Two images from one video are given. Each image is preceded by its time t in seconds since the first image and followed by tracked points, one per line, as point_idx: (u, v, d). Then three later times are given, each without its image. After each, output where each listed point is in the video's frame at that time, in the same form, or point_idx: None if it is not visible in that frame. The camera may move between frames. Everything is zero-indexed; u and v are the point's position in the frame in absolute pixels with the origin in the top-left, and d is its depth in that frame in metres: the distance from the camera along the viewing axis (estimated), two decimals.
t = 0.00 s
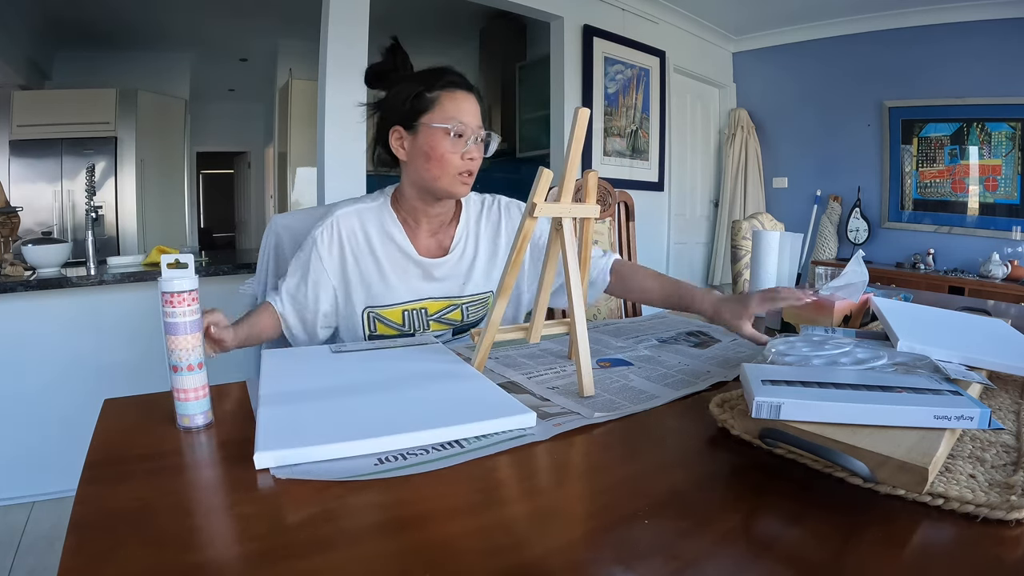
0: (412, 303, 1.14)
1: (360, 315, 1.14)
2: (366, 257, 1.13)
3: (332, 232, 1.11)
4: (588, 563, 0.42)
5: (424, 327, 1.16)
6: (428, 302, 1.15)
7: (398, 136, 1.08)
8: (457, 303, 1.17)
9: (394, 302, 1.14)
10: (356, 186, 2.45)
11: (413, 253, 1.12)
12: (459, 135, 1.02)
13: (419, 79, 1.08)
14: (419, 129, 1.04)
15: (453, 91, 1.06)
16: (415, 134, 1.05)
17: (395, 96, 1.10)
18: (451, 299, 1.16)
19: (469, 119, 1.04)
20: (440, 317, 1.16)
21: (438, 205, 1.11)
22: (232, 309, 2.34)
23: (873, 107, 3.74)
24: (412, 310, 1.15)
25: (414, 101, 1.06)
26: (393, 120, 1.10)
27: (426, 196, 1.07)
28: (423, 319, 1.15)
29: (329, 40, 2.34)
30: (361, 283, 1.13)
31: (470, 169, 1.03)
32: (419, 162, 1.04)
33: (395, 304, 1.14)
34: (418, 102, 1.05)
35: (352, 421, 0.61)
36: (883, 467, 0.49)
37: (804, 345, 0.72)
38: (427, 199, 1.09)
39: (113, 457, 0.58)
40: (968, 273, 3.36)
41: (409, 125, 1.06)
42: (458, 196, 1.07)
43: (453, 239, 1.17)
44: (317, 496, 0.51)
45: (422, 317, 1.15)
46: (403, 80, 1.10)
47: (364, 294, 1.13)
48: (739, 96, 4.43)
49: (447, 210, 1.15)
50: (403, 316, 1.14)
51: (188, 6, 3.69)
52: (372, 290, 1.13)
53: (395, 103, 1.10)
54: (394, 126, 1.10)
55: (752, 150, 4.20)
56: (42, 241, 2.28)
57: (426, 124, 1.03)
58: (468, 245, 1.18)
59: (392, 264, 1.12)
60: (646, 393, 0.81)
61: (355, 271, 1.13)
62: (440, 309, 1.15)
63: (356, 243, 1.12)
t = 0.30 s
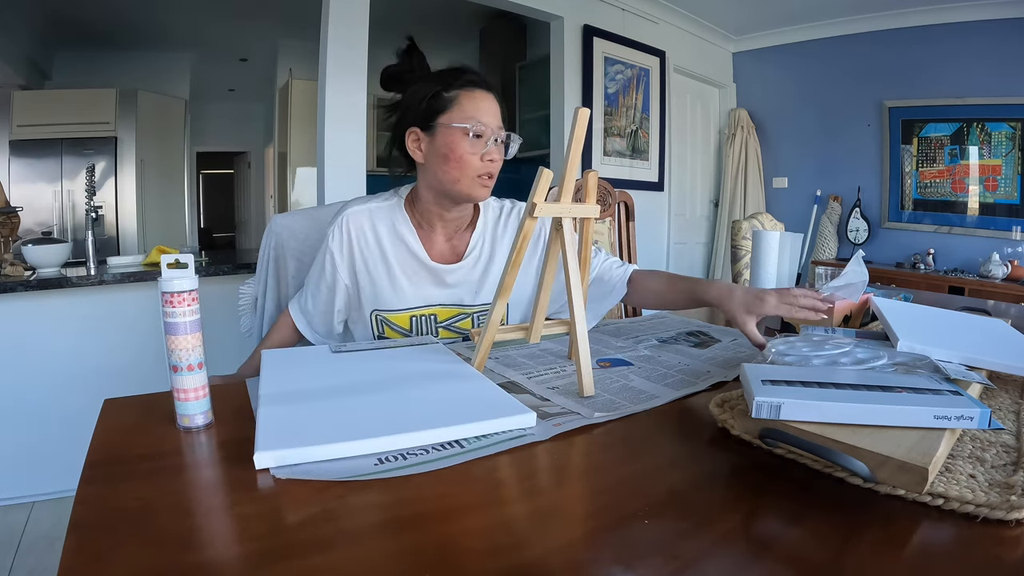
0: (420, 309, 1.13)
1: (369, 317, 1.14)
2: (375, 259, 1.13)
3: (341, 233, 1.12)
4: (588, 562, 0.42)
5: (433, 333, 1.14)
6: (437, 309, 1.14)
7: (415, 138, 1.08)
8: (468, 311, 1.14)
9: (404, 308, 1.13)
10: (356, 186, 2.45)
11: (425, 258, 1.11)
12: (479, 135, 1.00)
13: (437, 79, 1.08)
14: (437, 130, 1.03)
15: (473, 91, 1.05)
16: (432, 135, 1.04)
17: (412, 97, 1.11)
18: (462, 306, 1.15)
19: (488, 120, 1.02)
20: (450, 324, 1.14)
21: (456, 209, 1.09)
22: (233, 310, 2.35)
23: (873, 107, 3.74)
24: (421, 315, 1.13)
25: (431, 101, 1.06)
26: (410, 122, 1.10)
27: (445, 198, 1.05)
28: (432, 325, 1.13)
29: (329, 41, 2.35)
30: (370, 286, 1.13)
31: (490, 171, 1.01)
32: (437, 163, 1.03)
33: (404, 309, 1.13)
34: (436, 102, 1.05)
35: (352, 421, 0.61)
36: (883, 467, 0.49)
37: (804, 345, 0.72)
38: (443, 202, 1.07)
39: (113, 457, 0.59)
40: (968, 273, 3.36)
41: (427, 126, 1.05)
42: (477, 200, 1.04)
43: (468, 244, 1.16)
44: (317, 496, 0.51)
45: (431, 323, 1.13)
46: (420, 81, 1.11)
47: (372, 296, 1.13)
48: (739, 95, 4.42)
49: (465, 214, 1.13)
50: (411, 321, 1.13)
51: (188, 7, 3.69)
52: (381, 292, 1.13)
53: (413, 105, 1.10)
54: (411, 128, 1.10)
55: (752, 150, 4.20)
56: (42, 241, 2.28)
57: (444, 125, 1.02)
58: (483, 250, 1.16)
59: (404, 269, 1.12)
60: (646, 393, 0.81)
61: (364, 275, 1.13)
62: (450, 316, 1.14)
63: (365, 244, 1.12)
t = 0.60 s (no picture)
0: (421, 312, 1.11)
1: (369, 319, 1.12)
2: (379, 261, 1.13)
3: (345, 235, 1.11)
4: (589, 563, 0.42)
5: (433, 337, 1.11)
6: (437, 312, 1.12)
7: (414, 140, 1.09)
8: (467, 314, 1.12)
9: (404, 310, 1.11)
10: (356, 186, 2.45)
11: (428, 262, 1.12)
12: (475, 137, 1.01)
13: (436, 80, 1.09)
14: (435, 132, 1.04)
15: (471, 94, 1.06)
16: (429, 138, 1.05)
17: (412, 99, 1.11)
18: (461, 310, 1.13)
19: (486, 123, 1.03)
20: (450, 328, 1.11)
21: (455, 212, 1.08)
22: (232, 310, 2.35)
23: (873, 107, 3.74)
24: (420, 318, 1.11)
25: (429, 104, 1.07)
26: (409, 124, 1.11)
27: (444, 202, 1.05)
28: (431, 329, 1.11)
29: (329, 41, 2.35)
30: (374, 288, 1.14)
31: (486, 173, 1.01)
32: (433, 166, 1.04)
33: (404, 312, 1.11)
34: (434, 104, 1.06)
35: (352, 421, 0.61)
36: (883, 467, 0.49)
37: (804, 345, 0.72)
38: (442, 205, 1.07)
39: (113, 456, 0.59)
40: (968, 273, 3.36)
41: (425, 129, 1.06)
42: (475, 203, 1.04)
43: (470, 247, 1.16)
44: (317, 496, 0.51)
45: (430, 326, 1.11)
46: (420, 83, 1.11)
47: (376, 298, 1.14)
48: (739, 95, 4.43)
49: (467, 217, 1.13)
50: (410, 324, 1.10)
51: (188, 6, 3.69)
52: (384, 295, 1.13)
53: (412, 107, 1.11)
54: (410, 130, 1.11)
55: (752, 150, 4.20)
56: (42, 241, 2.28)
57: (441, 127, 1.03)
58: (484, 251, 1.17)
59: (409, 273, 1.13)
60: (646, 393, 0.81)
61: (369, 279, 1.13)
62: (450, 319, 1.12)
63: (369, 247, 1.12)
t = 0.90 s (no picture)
0: (415, 313, 1.11)
1: (365, 322, 1.13)
2: (371, 263, 1.13)
3: (337, 239, 1.12)
4: (588, 563, 0.42)
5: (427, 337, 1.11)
6: (432, 313, 1.12)
7: (398, 140, 1.10)
8: (462, 313, 1.13)
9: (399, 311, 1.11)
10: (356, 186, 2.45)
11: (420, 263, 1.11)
12: (455, 134, 1.02)
13: (417, 79, 1.08)
14: (416, 131, 1.05)
15: (450, 91, 1.06)
16: (411, 137, 1.06)
17: (395, 99, 1.12)
18: (455, 310, 1.13)
19: (467, 120, 1.04)
20: (445, 328, 1.12)
21: (442, 211, 1.08)
22: (232, 310, 2.35)
23: (873, 107, 3.74)
24: (415, 319, 1.11)
25: (409, 103, 1.07)
26: (393, 124, 1.12)
27: (428, 201, 1.06)
28: (425, 329, 1.11)
29: (329, 41, 2.35)
30: (367, 290, 1.14)
31: (468, 169, 1.02)
32: (416, 164, 1.05)
33: (398, 313, 1.11)
34: (414, 103, 1.06)
35: (352, 421, 0.61)
36: (884, 467, 0.49)
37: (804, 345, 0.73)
38: (428, 204, 1.08)
39: (113, 457, 0.59)
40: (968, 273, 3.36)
41: (406, 128, 1.07)
42: (460, 200, 1.05)
43: (462, 246, 1.14)
44: (316, 496, 0.51)
45: (425, 326, 1.11)
46: (401, 83, 1.11)
47: (370, 300, 1.14)
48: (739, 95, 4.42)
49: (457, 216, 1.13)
50: (405, 325, 1.11)
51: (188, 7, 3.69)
52: (377, 297, 1.13)
53: (395, 108, 1.11)
54: (394, 130, 1.12)
55: (752, 150, 4.20)
56: (42, 241, 2.28)
57: (421, 126, 1.04)
58: (476, 251, 1.16)
59: (401, 274, 1.12)
60: (646, 393, 0.81)
61: (362, 282, 1.13)
62: (445, 319, 1.12)
63: (361, 249, 1.13)
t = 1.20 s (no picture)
0: (415, 314, 1.12)
1: (365, 323, 1.13)
2: (370, 265, 1.13)
3: (335, 241, 1.12)
4: (588, 564, 0.42)
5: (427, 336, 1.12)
6: (432, 313, 1.12)
7: (382, 144, 1.10)
8: (461, 313, 1.13)
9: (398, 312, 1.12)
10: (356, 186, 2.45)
11: (417, 263, 1.11)
12: (435, 133, 1.00)
13: (396, 82, 1.08)
14: (397, 136, 1.04)
15: (427, 90, 1.04)
16: (393, 141, 1.06)
17: (377, 105, 1.11)
18: (455, 309, 1.14)
19: (445, 118, 1.02)
20: (445, 327, 1.12)
21: (434, 210, 1.07)
22: (233, 310, 2.35)
23: (873, 107, 3.74)
24: (414, 320, 1.12)
25: (389, 107, 1.07)
26: (376, 129, 1.12)
27: (418, 202, 1.06)
28: (425, 329, 1.12)
29: (328, 41, 2.35)
30: (366, 290, 1.14)
31: (451, 167, 1.01)
32: (402, 168, 1.05)
33: (397, 314, 1.12)
34: (394, 106, 1.06)
35: (351, 421, 0.61)
36: (883, 468, 0.49)
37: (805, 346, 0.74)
38: (419, 204, 1.07)
39: (112, 456, 0.58)
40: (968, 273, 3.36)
41: (388, 132, 1.07)
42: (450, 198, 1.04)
43: (459, 245, 1.14)
44: (316, 496, 0.51)
45: (425, 327, 1.12)
46: (381, 89, 1.11)
47: (369, 302, 1.14)
48: (739, 95, 4.42)
49: (452, 215, 1.12)
50: (405, 326, 1.11)
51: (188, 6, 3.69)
52: (376, 297, 1.13)
53: (377, 114, 1.11)
54: (379, 135, 1.11)
55: (752, 150, 4.20)
56: (42, 241, 2.28)
57: (400, 129, 1.03)
58: (473, 250, 1.15)
59: (400, 275, 1.12)
60: (646, 393, 0.81)
61: (361, 283, 1.13)
62: (444, 319, 1.12)
63: (359, 252, 1.12)
